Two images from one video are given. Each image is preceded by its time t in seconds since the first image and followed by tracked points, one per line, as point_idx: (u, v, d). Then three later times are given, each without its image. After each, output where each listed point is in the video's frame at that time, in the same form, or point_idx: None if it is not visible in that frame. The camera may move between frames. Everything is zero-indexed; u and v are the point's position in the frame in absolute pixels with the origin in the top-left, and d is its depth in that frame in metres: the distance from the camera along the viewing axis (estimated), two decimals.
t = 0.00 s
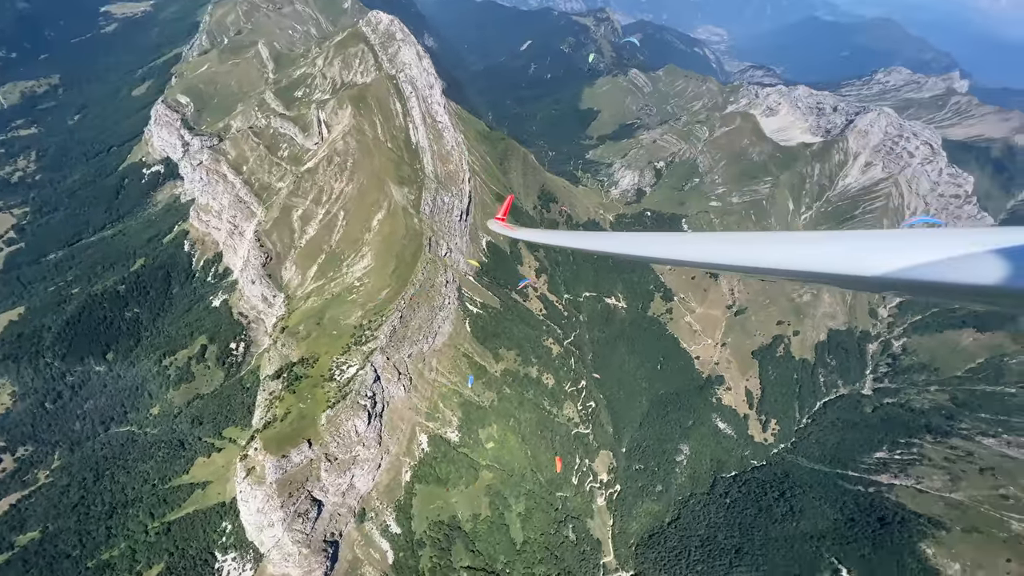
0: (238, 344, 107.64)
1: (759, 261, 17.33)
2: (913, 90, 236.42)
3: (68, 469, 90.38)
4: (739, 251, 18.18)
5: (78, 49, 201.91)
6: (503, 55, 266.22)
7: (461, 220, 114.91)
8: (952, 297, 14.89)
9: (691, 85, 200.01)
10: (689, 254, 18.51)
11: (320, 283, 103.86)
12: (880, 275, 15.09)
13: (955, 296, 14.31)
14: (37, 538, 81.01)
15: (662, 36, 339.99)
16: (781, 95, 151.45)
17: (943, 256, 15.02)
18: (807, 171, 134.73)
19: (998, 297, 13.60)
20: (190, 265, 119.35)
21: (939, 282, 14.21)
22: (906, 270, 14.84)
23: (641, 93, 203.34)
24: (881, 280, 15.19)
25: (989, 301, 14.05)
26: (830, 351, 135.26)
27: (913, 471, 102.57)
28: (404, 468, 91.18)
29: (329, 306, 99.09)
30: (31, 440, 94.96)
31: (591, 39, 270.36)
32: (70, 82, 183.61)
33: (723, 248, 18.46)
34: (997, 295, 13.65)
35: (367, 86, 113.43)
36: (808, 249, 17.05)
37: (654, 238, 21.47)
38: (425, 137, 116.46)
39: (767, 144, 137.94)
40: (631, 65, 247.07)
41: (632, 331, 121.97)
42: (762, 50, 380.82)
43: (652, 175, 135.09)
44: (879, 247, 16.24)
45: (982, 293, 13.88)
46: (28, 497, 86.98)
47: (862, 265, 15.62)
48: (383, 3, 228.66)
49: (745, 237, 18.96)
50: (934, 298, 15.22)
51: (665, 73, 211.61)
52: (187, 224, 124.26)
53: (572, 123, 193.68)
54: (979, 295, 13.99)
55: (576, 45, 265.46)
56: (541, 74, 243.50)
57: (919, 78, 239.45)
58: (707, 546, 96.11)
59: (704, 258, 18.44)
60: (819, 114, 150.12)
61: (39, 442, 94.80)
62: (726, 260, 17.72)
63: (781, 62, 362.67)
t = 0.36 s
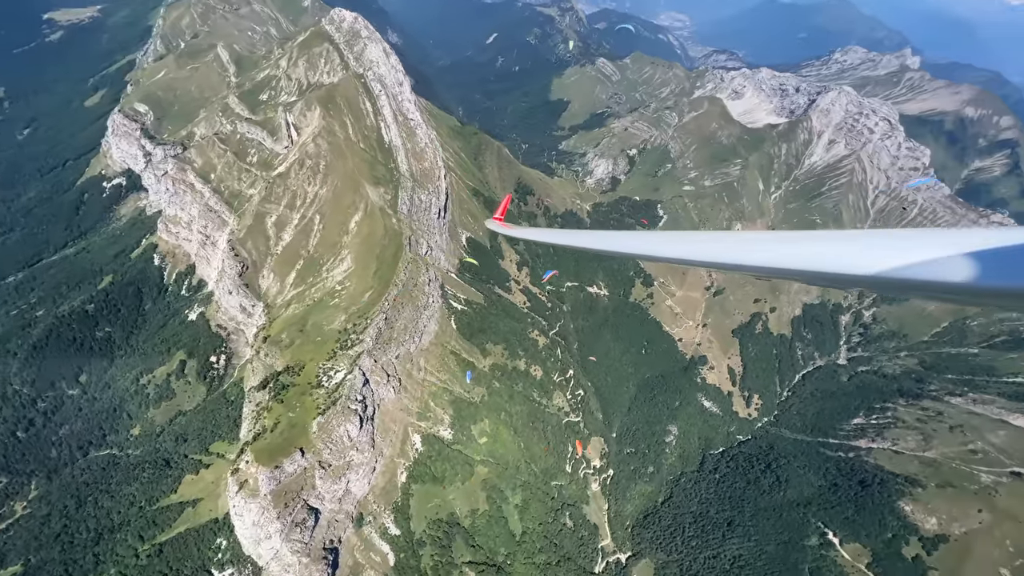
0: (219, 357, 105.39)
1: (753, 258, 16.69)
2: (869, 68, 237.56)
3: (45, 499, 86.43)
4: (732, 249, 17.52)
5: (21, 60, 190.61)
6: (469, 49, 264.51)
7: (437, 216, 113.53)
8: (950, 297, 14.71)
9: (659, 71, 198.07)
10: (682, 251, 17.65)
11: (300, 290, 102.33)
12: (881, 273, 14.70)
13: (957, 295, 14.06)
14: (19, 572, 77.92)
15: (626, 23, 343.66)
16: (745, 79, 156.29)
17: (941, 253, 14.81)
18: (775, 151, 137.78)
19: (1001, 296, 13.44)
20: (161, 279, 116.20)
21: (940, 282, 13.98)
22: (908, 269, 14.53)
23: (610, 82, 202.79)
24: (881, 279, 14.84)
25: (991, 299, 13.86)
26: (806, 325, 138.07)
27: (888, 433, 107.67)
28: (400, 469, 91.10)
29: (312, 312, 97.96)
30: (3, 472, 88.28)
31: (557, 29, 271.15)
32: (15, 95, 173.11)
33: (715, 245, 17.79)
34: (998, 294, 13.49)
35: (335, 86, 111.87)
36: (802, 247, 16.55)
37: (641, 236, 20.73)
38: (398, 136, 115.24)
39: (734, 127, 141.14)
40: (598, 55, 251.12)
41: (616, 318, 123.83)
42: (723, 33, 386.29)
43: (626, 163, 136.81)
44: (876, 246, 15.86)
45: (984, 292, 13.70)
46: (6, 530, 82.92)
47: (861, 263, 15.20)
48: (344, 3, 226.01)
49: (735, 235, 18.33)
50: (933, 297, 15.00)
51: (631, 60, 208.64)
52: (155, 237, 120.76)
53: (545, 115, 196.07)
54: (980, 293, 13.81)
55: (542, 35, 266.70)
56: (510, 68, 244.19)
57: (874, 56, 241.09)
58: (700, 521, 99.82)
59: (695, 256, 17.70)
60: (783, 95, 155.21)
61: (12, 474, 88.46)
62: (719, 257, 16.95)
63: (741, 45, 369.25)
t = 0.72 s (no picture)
0: (197, 374, 102.60)
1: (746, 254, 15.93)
2: (823, 52, 245.09)
3: (20, 535, 80.92)
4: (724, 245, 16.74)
5: None
6: (433, 46, 262.08)
7: (412, 217, 112.69)
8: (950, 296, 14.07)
9: (623, 63, 202.48)
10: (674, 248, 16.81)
11: (278, 300, 100.39)
12: (880, 272, 13.97)
13: (958, 294, 13.45)
14: None
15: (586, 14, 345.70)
16: (707, 66, 158.58)
17: (942, 251, 14.22)
18: (740, 136, 141.67)
19: (1005, 296, 12.87)
20: (129, 299, 112.34)
21: (944, 282, 13.35)
22: (910, 267, 13.83)
23: (576, 75, 204.90)
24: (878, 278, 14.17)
25: (995, 299, 13.21)
26: (779, 303, 142.72)
27: (862, 401, 112.89)
28: (393, 474, 90.64)
29: (292, 322, 96.27)
30: None
31: (520, 24, 270.80)
32: None
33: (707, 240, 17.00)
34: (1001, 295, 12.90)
35: (299, 90, 109.94)
36: (799, 243, 15.78)
37: (630, 232, 19.92)
38: (369, 138, 114.05)
39: (699, 113, 144.15)
40: (562, 48, 250.82)
41: (597, 308, 125.46)
42: (682, 21, 392.05)
43: (597, 154, 138.77)
44: (869, 243, 15.14)
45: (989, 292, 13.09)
46: None
47: (859, 260, 14.46)
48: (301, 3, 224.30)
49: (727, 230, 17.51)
50: (931, 296, 14.38)
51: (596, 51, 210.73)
52: (119, 255, 116.65)
53: (514, 110, 196.38)
54: (981, 293, 13.24)
55: (505, 30, 265.61)
56: (475, 64, 243.10)
57: (827, 39, 248.54)
58: (691, 501, 102.82)
59: (688, 252, 16.91)
60: (744, 81, 155.90)
61: None
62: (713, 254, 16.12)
63: (700, 32, 375.46)
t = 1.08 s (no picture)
0: (171, 398, 98.76)
1: (745, 251, 15.45)
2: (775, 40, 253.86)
3: None
4: (726, 242, 16.21)
5: None
6: (393, 48, 260.07)
7: (383, 221, 111.58)
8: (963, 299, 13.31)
9: (584, 58, 202.60)
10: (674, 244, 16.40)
11: (252, 315, 97.90)
12: (883, 271, 13.30)
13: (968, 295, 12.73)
14: None
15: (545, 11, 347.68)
16: (668, 58, 159.70)
17: (951, 249, 13.49)
18: (703, 125, 144.89)
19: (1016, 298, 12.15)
20: (92, 323, 107.35)
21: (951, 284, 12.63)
22: (917, 267, 13.07)
23: (539, 71, 205.43)
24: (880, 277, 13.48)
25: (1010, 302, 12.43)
26: (750, 285, 146.57)
27: (833, 373, 118.13)
28: (384, 482, 89.58)
29: (269, 336, 93.90)
30: None
31: (480, 22, 268.78)
32: None
33: (707, 236, 16.53)
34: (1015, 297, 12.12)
35: (260, 98, 107.08)
36: (800, 241, 15.24)
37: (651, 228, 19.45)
38: (336, 144, 112.71)
39: (662, 105, 147.66)
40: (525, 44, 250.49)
41: (575, 302, 126.77)
42: (638, 15, 398.21)
43: (565, 150, 143.07)
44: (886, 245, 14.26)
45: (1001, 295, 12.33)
46: None
47: (863, 258, 13.80)
48: (254, 10, 224.63)
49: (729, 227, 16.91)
50: (941, 298, 13.65)
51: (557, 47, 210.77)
52: (77, 278, 111.11)
53: (479, 110, 196.16)
54: (990, 296, 12.54)
55: (465, 30, 262.86)
56: (438, 64, 241.19)
57: (778, 29, 257.16)
58: (679, 483, 105.40)
59: (687, 249, 16.52)
60: (702, 71, 160.16)
61: None
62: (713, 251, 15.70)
63: (657, 25, 380.70)
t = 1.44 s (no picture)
0: (141, 425, 94.46)
1: (738, 253, 16.60)
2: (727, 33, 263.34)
3: None
4: (720, 245, 17.39)
5: None
6: (351, 54, 258.18)
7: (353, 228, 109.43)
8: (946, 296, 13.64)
9: (545, 56, 201.84)
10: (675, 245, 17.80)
11: (223, 332, 94.79)
12: (857, 270, 14.03)
13: (943, 293, 13.18)
14: None
15: (503, 11, 348.18)
16: (626, 53, 169.73)
17: (935, 248, 13.93)
18: (665, 118, 149.43)
19: (988, 296, 12.55)
20: (46, 353, 101.91)
21: (925, 282, 13.06)
22: (889, 267, 13.72)
23: (501, 71, 204.33)
24: (857, 276, 14.16)
25: (984, 299, 12.77)
26: (720, 272, 150.96)
27: (801, 351, 123.59)
28: (373, 493, 88.02)
29: (242, 353, 91.09)
30: None
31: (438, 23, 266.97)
32: None
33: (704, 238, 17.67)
34: (986, 295, 12.48)
35: (216, 108, 103.61)
36: (794, 242, 15.94)
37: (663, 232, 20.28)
38: (299, 152, 109.66)
39: (624, 100, 151.29)
40: (485, 44, 250.85)
41: (551, 298, 128.09)
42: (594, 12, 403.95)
43: (532, 147, 148.42)
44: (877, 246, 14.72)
45: (973, 291, 12.70)
46: None
47: (844, 258, 14.55)
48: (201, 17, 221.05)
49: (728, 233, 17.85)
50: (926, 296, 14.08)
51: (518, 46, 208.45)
52: (27, 307, 105.84)
53: (444, 112, 195.14)
54: (974, 296, 12.85)
55: (424, 31, 259.93)
56: (398, 67, 238.84)
57: (729, 22, 267.22)
58: (664, 468, 108.19)
59: (687, 252, 17.65)
60: (660, 65, 167.56)
61: None
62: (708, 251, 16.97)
63: (615, 22, 384.77)
